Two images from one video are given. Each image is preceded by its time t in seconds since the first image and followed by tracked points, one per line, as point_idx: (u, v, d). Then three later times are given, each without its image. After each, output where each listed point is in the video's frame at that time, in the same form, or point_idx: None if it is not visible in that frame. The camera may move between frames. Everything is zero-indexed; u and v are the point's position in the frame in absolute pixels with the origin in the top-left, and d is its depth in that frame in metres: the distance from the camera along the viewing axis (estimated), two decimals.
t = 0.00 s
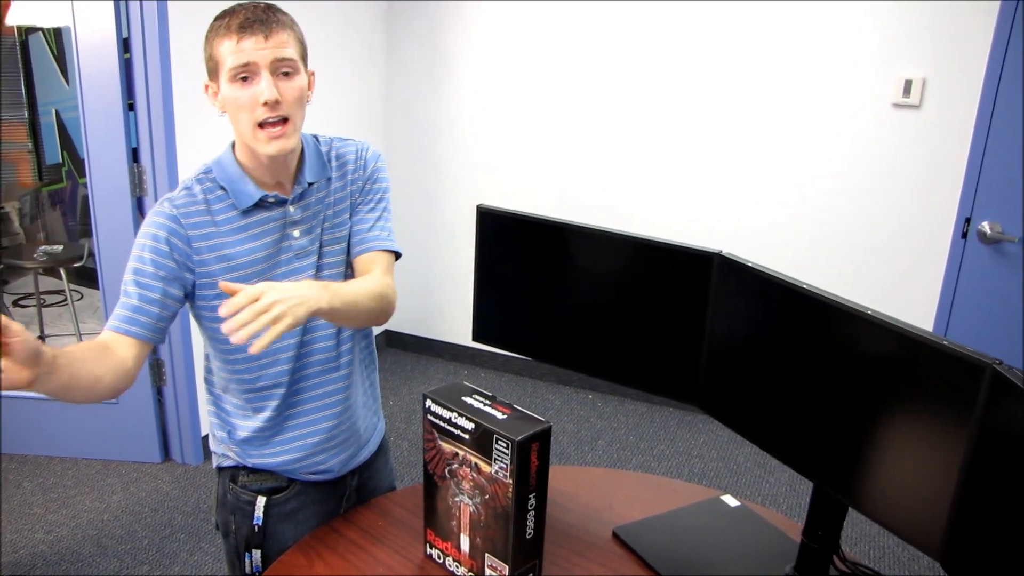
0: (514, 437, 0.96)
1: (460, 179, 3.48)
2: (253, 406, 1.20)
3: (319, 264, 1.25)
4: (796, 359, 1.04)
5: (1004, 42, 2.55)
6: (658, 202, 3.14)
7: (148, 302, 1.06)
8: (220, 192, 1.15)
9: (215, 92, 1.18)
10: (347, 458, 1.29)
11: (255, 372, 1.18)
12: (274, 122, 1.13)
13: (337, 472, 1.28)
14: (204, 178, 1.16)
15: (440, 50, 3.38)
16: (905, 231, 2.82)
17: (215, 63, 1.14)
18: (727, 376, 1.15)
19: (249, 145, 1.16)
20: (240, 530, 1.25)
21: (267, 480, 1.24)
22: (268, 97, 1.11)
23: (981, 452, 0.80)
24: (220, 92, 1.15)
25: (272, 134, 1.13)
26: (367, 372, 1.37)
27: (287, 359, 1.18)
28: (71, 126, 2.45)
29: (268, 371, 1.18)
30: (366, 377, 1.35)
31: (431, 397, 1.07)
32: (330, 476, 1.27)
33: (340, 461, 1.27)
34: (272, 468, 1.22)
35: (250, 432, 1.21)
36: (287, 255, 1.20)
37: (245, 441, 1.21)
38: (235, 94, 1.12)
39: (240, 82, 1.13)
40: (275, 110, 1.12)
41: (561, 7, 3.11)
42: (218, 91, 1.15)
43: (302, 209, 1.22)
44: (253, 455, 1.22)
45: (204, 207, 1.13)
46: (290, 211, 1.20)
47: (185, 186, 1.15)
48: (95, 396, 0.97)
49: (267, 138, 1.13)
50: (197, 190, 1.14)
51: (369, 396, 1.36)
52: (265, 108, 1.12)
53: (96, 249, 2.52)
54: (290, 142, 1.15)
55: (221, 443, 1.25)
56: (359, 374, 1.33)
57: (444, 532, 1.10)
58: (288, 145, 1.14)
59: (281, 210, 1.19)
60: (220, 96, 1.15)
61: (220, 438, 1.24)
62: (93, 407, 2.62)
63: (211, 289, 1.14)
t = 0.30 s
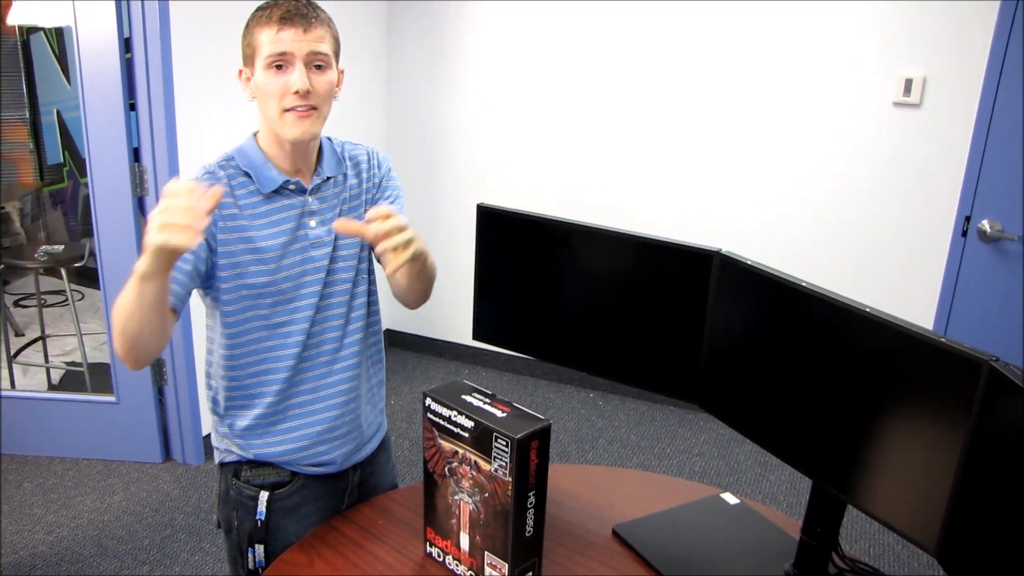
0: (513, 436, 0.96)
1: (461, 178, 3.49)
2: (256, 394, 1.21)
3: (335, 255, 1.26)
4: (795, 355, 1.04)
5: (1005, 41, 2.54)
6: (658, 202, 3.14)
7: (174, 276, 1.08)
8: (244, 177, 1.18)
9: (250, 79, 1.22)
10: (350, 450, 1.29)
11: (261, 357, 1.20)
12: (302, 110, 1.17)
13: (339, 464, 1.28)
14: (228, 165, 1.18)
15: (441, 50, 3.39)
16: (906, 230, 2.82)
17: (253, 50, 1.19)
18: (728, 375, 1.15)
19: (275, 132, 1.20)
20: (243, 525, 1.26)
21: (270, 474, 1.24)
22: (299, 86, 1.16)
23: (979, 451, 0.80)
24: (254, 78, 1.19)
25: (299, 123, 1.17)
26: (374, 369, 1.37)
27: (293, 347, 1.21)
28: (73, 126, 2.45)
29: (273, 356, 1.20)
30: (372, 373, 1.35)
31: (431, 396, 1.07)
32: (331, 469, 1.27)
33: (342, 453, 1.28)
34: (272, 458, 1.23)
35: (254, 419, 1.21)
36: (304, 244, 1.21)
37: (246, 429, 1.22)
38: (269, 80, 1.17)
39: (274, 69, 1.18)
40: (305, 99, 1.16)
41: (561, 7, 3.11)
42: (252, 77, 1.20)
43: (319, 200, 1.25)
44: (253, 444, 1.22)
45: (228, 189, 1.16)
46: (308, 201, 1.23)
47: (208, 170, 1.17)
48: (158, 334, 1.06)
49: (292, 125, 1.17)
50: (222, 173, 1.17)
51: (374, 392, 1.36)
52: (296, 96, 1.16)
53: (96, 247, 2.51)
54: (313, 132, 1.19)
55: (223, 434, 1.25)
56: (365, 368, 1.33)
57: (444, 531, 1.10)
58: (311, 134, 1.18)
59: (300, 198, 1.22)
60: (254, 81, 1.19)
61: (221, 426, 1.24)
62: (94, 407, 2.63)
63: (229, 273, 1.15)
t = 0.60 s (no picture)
0: (508, 438, 0.96)
1: (456, 182, 3.49)
2: (260, 392, 1.21)
3: (341, 258, 1.27)
4: (792, 353, 1.04)
5: (997, 44, 2.55)
6: (654, 205, 3.15)
7: (219, 266, 1.08)
8: (260, 177, 1.19)
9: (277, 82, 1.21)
10: (350, 449, 1.30)
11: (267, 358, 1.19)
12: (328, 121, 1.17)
13: (339, 463, 1.29)
14: (245, 164, 1.19)
15: (437, 55, 3.39)
16: (900, 232, 2.83)
17: (285, 55, 1.18)
18: (724, 377, 1.15)
19: (299, 138, 1.20)
20: (243, 522, 1.25)
21: (270, 471, 1.24)
22: (327, 99, 1.15)
23: (973, 451, 0.80)
24: (283, 83, 1.18)
25: (324, 134, 1.17)
26: (373, 370, 1.37)
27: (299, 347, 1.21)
28: (69, 130, 2.45)
29: (280, 355, 1.19)
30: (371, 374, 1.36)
31: (426, 399, 1.07)
32: (330, 467, 1.28)
33: (342, 452, 1.29)
34: (273, 455, 1.23)
35: (257, 416, 1.22)
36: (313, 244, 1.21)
37: (248, 426, 1.23)
38: (299, 89, 1.16)
39: (305, 78, 1.17)
40: (332, 112, 1.16)
41: (557, 11, 3.12)
42: (281, 81, 1.19)
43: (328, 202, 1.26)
44: (255, 440, 1.23)
45: (248, 185, 1.18)
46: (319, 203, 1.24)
47: (224, 165, 1.18)
48: (266, 342, 1.02)
49: (315, 134, 1.17)
50: (240, 170, 1.18)
51: (373, 393, 1.36)
52: (324, 108, 1.16)
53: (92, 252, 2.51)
54: (335, 142, 1.19)
55: (225, 429, 1.26)
56: (365, 368, 1.34)
57: (439, 534, 1.10)
58: (332, 143, 1.19)
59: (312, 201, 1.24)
60: (283, 86, 1.18)
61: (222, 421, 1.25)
62: (91, 411, 2.63)
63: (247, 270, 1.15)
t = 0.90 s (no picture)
0: (506, 433, 0.96)
1: (456, 176, 3.49)
2: (262, 384, 1.22)
3: (347, 252, 1.27)
4: (790, 349, 1.04)
5: (998, 42, 2.55)
6: (654, 201, 3.14)
7: (223, 257, 1.08)
8: (269, 168, 1.19)
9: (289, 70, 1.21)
10: (351, 444, 1.30)
11: (269, 350, 1.19)
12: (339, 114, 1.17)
13: (340, 457, 1.29)
14: (252, 155, 1.20)
15: (437, 49, 3.39)
16: (900, 229, 2.83)
17: (300, 45, 1.17)
18: (723, 372, 1.15)
19: (308, 129, 1.19)
20: (243, 513, 1.25)
21: (271, 463, 1.24)
22: (340, 92, 1.15)
23: (972, 447, 0.81)
24: (296, 72, 1.18)
25: (334, 126, 1.17)
26: (377, 366, 1.37)
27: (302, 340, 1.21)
28: (68, 122, 2.45)
29: (283, 348, 1.20)
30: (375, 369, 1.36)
31: (424, 392, 1.07)
32: (331, 460, 1.28)
33: (343, 446, 1.29)
34: (273, 447, 1.24)
35: (260, 407, 1.22)
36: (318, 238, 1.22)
37: (251, 417, 1.23)
38: (312, 80, 1.16)
39: (319, 70, 1.16)
40: (344, 105, 1.16)
41: (557, 5, 3.11)
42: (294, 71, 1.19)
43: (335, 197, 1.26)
44: (256, 431, 1.24)
45: (256, 177, 1.18)
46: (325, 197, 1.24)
47: (233, 155, 1.18)
48: (264, 333, 1.04)
49: (326, 126, 1.17)
50: (248, 160, 1.18)
51: (377, 388, 1.36)
52: (337, 100, 1.15)
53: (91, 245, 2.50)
54: (344, 135, 1.19)
55: (227, 420, 1.26)
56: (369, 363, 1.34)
57: (438, 527, 1.10)
58: (341, 137, 1.19)
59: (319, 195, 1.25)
60: (296, 76, 1.18)
61: (226, 412, 1.26)
62: (90, 403, 2.63)
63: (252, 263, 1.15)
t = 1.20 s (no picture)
0: (511, 436, 0.97)
1: (459, 182, 3.50)
2: (265, 394, 1.22)
3: (349, 262, 1.28)
4: (793, 354, 1.04)
5: (1000, 44, 2.55)
6: (657, 205, 3.15)
7: (219, 270, 1.09)
8: (270, 178, 1.20)
9: (295, 81, 1.22)
10: (354, 454, 1.30)
11: (271, 358, 1.20)
12: (343, 127, 1.18)
13: (342, 467, 1.29)
14: (254, 164, 1.20)
15: (440, 55, 3.40)
16: (903, 232, 2.83)
17: (306, 58, 1.18)
18: (727, 377, 1.15)
19: (312, 140, 1.20)
20: (246, 521, 1.26)
21: (272, 471, 1.25)
22: (345, 105, 1.15)
23: (975, 450, 0.81)
24: (302, 84, 1.19)
25: (338, 139, 1.18)
26: (381, 377, 1.38)
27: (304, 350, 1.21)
28: (73, 130, 2.46)
29: (285, 358, 1.20)
30: (378, 381, 1.36)
31: (429, 398, 1.08)
32: (333, 470, 1.29)
33: (346, 456, 1.29)
34: (275, 456, 1.24)
35: (262, 417, 1.23)
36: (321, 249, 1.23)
37: (254, 427, 1.24)
38: (317, 92, 1.16)
39: (325, 82, 1.17)
40: (348, 118, 1.16)
41: (559, 11, 3.13)
42: (299, 82, 1.20)
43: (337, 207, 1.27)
44: (258, 440, 1.24)
45: (256, 187, 1.18)
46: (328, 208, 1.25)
47: (235, 164, 1.19)
48: (253, 346, 1.06)
49: (330, 138, 1.18)
50: (249, 170, 1.19)
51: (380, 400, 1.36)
52: (341, 113, 1.16)
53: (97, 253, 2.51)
54: (347, 148, 1.20)
55: (230, 429, 1.27)
56: (373, 375, 1.35)
57: (443, 532, 1.11)
58: (345, 149, 1.20)
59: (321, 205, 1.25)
60: (301, 88, 1.19)
61: (229, 421, 1.26)
62: (96, 411, 2.64)
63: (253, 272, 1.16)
